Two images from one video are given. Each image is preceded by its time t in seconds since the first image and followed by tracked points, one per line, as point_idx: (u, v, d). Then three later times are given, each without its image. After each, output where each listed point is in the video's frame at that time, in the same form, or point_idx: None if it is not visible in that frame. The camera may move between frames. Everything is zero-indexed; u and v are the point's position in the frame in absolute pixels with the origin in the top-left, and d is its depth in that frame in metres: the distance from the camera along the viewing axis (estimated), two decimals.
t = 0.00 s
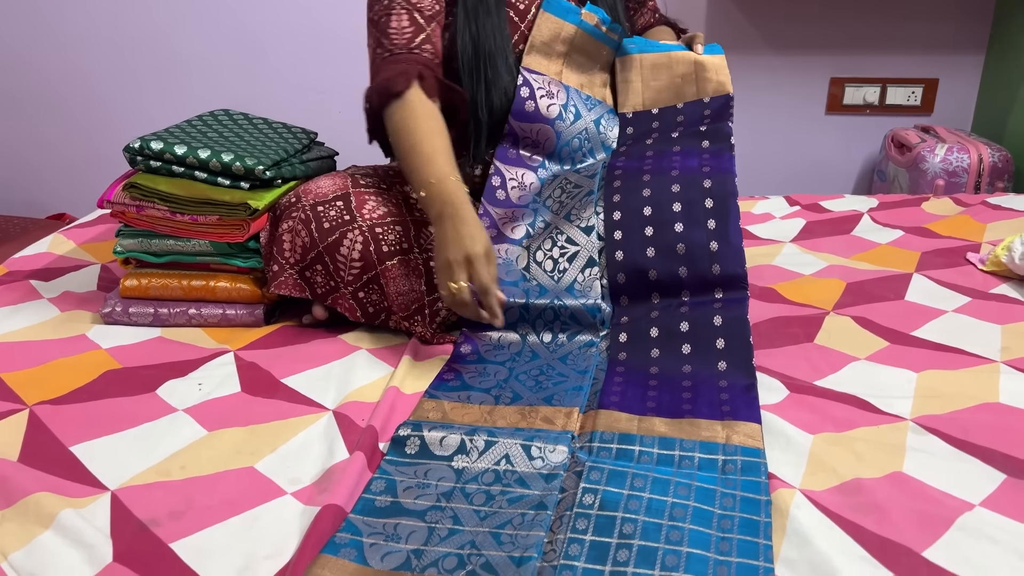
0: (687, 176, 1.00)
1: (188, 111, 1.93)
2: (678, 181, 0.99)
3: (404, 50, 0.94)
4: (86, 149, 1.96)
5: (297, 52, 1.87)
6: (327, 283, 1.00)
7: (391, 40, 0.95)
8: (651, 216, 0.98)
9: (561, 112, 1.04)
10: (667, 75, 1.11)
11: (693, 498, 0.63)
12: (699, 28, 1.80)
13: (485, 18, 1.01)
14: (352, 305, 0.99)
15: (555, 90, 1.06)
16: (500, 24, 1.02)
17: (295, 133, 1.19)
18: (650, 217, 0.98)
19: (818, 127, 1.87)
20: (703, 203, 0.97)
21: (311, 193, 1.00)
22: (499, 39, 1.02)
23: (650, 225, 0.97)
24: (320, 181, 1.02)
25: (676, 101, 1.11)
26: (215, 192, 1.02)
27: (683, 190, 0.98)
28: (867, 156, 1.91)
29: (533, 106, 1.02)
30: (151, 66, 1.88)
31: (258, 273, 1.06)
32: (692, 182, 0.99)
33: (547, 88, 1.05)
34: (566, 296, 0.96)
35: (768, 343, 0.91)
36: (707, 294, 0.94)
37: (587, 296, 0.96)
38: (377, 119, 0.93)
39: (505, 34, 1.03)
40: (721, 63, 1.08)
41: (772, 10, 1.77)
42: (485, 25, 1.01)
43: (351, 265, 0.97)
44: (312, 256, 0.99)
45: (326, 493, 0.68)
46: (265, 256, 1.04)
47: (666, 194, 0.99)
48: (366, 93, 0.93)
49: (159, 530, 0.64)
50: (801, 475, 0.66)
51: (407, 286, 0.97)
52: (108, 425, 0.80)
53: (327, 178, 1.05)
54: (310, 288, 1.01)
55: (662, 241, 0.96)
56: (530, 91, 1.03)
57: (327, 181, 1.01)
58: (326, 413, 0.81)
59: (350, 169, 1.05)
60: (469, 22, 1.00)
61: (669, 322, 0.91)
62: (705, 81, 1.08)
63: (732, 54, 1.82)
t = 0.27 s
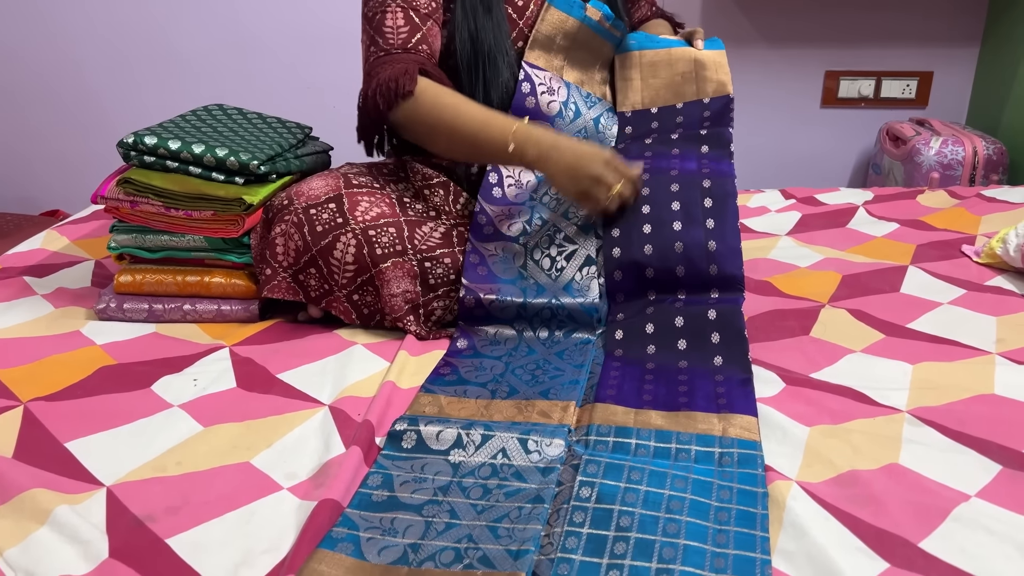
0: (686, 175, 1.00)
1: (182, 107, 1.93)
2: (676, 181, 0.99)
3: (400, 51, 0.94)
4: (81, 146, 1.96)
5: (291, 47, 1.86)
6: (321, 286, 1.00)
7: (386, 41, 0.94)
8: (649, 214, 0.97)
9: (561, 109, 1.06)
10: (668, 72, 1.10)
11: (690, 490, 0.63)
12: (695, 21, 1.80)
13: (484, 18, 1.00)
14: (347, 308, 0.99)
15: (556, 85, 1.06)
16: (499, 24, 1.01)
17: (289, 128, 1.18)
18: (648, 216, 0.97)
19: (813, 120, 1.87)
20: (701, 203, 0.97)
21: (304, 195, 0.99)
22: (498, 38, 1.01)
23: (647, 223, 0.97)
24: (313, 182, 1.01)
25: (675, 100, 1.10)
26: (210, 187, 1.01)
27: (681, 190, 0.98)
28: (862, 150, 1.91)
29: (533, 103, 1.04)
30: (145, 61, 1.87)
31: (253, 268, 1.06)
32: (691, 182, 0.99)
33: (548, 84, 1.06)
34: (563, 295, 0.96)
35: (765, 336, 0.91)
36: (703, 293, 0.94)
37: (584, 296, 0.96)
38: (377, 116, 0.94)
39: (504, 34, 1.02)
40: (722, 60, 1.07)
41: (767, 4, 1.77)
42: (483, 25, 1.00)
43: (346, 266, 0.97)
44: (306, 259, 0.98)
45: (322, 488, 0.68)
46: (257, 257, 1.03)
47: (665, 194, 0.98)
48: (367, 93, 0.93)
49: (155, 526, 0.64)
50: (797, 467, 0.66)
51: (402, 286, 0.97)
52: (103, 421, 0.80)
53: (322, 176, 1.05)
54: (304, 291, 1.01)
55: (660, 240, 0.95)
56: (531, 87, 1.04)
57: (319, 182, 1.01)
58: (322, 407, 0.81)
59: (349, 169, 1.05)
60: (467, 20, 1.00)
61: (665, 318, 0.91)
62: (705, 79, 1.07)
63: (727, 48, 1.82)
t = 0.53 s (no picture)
0: (678, 166, 1.00)
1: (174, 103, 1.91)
2: (669, 172, 0.99)
3: (381, 31, 0.94)
4: (72, 142, 1.94)
5: (283, 41, 1.85)
6: (315, 276, 0.99)
7: (369, 21, 0.94)
8: (642, 205, 0.98)
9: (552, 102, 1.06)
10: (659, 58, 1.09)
11: (685, 484, 0.63)
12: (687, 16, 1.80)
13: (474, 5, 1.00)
14: (341, 298, 0.98)
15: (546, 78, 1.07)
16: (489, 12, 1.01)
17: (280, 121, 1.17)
18: (641, 207, 0.97)
19: (806, 114, 1.87)
20: (693, 193, 0.97)
21: (296, 185, 0.98)
22: (487, 29, 1.01)
23: (640, 215, 0.97)
24: (306, 173, 1.00)
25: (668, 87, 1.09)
26: (200, 181, 1.01)
27: (673, 180, 0.98)
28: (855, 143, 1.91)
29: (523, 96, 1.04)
30: (135, 57, 1.86)
31: (245, 263, 1.05)
32: (684, 173, 0.98)
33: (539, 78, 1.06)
34: (557, 287, 0.96)
35: (759, 329, 0.91)
36: (696, 284, 0.94)
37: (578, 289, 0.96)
38: (355, 94, 0.95)
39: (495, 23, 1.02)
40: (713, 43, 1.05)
41: None
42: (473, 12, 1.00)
43: (339, 258, 0.96)
44: (299, 249, 0.98)
45: (316, 484, 0.67)
46: (250, 248, 1.03)
47: (657, 185, 0.98)
48: (347, 72, 0.93)
49: (147, 523, 0.64)
50: (791, 459, 0.66)
51: (396, 277, 0.96)
52: (95, 418, 0.79)
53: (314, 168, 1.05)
54: (298, 282, 1.00)
55: (652, 231, 0.95)
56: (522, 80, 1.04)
57: (313, 173, 1.00)
58: (315, 403, 0.80)
59: (341, 161, 1.05)
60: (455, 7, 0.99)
61: (659, 310, 0.91)
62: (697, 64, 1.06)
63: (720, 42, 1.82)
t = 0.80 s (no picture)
0: (668, 159, 0.99)
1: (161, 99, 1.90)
2: (659, 165, 0.99)
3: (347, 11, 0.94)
4: (58, 139, 1.92)
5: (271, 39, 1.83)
6: (304, 271, 0.98)
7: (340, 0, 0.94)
8: (632, 199, 0.98)
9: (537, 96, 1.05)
10: (649, 44, 1.08)
11: (677, 480, 0.63)
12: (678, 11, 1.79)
13: None
14: (331, 293, 0.98)
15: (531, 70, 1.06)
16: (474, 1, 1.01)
17: (268, 117, 1.16)
18: (631, 201, 0.97)
19: (796, 108, 1.87)
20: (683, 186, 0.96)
21: (285, 178, 0.98)
22: (473, 19, 1.01)
23: (630, 210, 0.97)
24: (295, 167, 0.99)
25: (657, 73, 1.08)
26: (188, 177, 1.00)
27: (664, 174, 0.98)
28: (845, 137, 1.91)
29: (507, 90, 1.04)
30: (122, 54, 1.84)
31: (234, 260, 1.04)
32: (674, 166, 0.98)
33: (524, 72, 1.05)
34: (542, 270, 0.95)
35: (750, 324, 0.91)
36: (687, 278, 0.93)
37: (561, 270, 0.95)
38: (313, 69, 0.94)
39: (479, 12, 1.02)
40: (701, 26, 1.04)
41: None
42: None
43: (328, 252, 0.95)
44: (288, 243, 0.97)
45: (306, 483, 0.67)
46: (239, 244, 1.02)
47: (648, 179, 0.98)
48: (305, 48, 0.93)
49: (135, 524, 0.63)
50: (784, 454, 0.66)
51: (387, 271, 0.95)
52: (82, 418, 0.78)
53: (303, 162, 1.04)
54: (287, 277, 0.99)
55: (642, 225, 0.95)
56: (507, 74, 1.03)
57: (302, 167, 0.99)
58: (306, 401, 0.80)
59: (330, 155, 1.04)
60: None
61: (650, 304, 0.91)
62: (687, 47, 1.04)
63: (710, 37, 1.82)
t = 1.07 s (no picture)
0: (658, 152, 0.98)
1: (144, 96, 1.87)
2: (649, 158, 0.97)
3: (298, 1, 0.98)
4: (38, 136, 1.89)
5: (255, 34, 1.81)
6: (289, 267, 0.96)
7: None
8: (621, 192, 0.96)
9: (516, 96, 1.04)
10: (636, 34, 1.07)
11: (669, 480, 0.62)
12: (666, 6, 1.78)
13: None
14: (316, 289, 0.96)
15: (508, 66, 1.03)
16: None
17: (252, 112, 1.14)
18: (620, 194, 0.96)
19: (784, 104, 1.87)
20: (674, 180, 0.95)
21: (270, 172, 0.96)
22: (456, 10, 1.00)
23: (619, 203, 0.95)
24: (279, 162, 0.98)
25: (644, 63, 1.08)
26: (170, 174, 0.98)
27: (654, 168, 0.97)
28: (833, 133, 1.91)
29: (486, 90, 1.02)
30: (102, 49, 1.81)
31: (217, 258, 1.02)
32: (664, 160, 0.97)
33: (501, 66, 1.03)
34: (476, 225, 0.86)
35: (741, 321, 0.90)
36: (677, 272, 0.92)
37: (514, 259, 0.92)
38: (250, 49, 1.01)
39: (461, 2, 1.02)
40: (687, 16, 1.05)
41: None
42: None
43: (314, 248, 0.94)
44: (273, 239, 0.95)
45: (292, 485, 0.65)
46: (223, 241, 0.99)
47: (638, 172, 0.97)
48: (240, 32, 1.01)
49: (115, 530, 0.61)
50: (777, 453, 0.65)
51: (373, 267, 0.93)
52: (62, 421, 0.76)
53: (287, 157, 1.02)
54: (272, 273, 0.97)
55: (632, 218, 0.94)
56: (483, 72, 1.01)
57: (286, 163, 0.98)
58: (291, 402, 0.78)
59: (315, 150, 1.03)
60: None
61: (640, 299, 0.90)
62: (676, 39, 1.05)
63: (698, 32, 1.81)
